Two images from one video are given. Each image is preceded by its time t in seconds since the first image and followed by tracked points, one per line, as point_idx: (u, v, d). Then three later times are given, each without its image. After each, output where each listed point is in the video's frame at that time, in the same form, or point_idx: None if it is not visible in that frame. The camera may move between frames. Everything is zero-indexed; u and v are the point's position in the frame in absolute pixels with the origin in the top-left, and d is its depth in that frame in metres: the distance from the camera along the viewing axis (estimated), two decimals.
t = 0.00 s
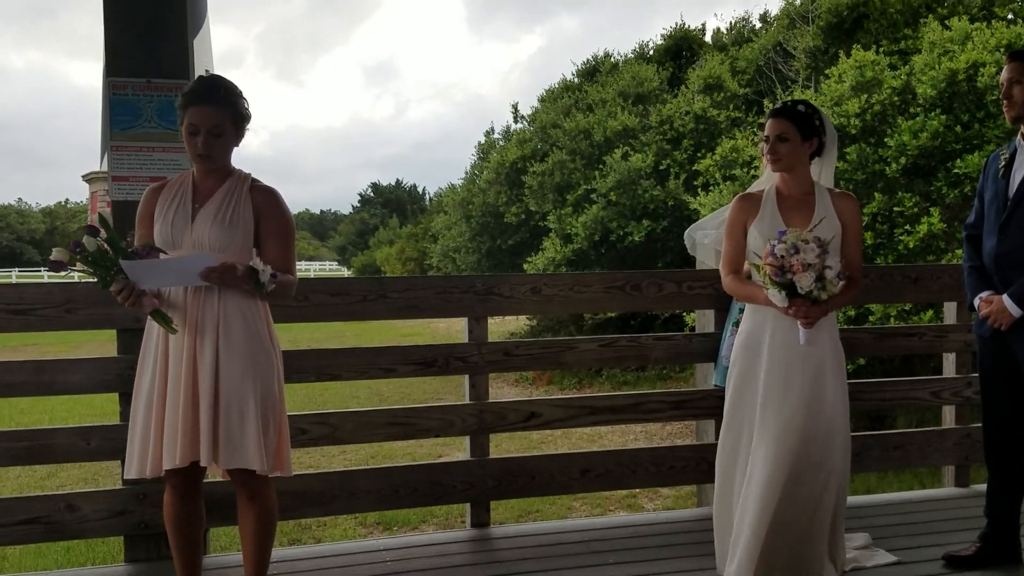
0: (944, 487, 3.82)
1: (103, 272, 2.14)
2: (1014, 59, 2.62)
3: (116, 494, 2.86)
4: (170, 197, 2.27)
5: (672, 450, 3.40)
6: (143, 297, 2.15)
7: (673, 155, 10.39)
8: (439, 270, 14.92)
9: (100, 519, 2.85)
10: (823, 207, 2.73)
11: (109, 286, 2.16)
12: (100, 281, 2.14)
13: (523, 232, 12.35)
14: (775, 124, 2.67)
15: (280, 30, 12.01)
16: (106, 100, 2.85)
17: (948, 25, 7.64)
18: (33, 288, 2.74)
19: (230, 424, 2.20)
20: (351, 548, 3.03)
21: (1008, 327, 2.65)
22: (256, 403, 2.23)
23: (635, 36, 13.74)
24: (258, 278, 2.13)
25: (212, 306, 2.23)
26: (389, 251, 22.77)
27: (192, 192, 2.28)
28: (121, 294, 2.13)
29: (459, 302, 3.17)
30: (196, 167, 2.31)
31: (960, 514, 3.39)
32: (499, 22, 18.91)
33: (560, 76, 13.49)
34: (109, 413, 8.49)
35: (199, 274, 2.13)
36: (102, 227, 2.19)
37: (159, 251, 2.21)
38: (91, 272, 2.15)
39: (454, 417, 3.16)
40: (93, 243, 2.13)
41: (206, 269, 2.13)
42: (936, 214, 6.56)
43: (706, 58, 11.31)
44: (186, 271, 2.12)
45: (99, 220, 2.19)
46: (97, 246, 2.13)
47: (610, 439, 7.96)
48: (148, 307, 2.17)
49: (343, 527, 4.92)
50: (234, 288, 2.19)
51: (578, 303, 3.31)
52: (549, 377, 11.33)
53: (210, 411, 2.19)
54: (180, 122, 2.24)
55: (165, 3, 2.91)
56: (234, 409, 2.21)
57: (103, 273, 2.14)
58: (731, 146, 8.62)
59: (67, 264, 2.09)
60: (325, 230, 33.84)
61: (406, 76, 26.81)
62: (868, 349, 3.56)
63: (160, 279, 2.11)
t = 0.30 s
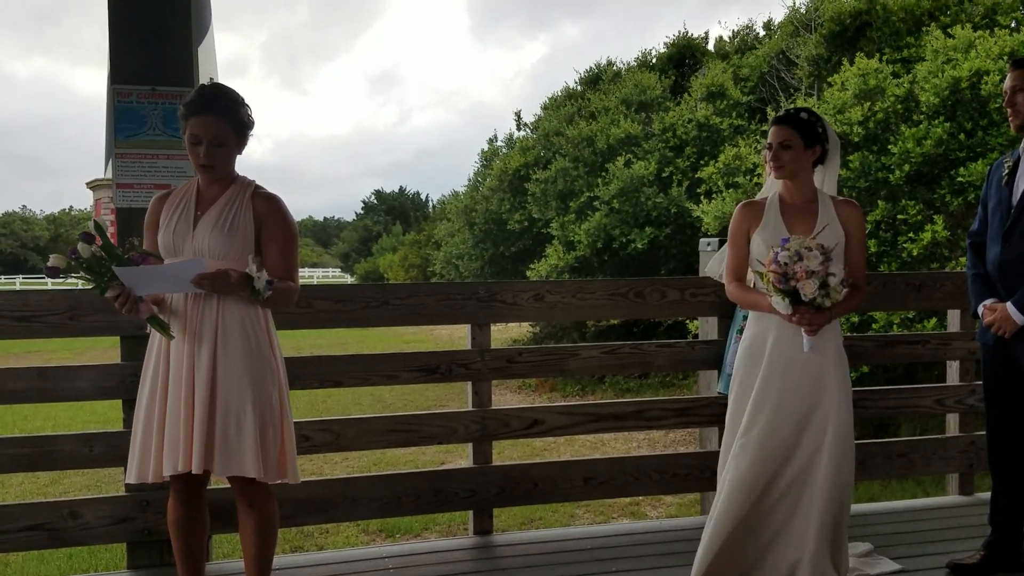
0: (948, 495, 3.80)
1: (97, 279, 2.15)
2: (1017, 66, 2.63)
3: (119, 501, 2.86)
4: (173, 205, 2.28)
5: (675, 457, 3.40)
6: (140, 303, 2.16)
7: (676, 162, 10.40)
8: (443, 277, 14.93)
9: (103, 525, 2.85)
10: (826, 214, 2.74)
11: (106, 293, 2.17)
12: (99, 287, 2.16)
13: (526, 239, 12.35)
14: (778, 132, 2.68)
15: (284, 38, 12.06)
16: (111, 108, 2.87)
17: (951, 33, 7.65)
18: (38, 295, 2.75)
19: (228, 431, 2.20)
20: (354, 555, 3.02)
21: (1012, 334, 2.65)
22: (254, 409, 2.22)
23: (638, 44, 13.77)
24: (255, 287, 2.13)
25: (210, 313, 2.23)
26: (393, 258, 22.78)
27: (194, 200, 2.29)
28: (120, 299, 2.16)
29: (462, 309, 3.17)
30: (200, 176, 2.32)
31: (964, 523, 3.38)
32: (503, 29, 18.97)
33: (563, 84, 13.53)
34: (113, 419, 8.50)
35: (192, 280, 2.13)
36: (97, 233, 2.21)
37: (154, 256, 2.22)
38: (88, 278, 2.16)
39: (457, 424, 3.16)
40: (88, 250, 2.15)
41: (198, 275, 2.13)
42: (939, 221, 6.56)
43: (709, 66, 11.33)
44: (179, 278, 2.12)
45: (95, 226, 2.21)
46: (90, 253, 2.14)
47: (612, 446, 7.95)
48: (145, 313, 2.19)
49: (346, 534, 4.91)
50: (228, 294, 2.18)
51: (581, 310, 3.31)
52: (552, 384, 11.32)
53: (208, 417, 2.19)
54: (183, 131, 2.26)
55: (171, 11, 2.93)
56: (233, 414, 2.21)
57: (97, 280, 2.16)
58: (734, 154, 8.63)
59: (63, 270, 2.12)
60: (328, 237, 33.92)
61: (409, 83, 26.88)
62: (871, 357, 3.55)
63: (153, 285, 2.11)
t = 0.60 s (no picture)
0: (952, 498, 3.80)
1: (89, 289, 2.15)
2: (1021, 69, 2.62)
3: (122, 503, 2.86)
4: (174, 208, 2.29)
5: (679, 460, 3.40)
6: (137, 310, 2.18)
7: (679, 165, 10.41)
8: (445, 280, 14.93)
9: (107, 527, 2.85)
10: (829, 217, 2.74)
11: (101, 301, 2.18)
12: (91, 296, 2.16)
13: (529, 242, 12.35)
14: (781, 134, 2.68)
15: (288, 41, 12.07)
16: (114, 111, 2.87)
17: (954, 35, 7.65)
18: (42, 298, 2.76)
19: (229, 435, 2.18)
20: (357, 557, 3.03)
21: (1016, 336, 2.64)
22: (253, 414, 2.22)
23: (640, 47, 13.77)
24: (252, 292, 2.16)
25: (209, 318, 2.23)
26: (395, 260, 22.78)
27: (195, 203, 2.30)
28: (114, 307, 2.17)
29: (465, 311, 3.18)
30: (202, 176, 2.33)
31: (968, 526, 3.37)
32: (506, 32, 19.00)
33: (565, 86, 13.54)
34: (116, 421, 8.50)
35: (182, 288, 2.14)
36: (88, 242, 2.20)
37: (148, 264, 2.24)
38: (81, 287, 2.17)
39: (460, 427, 3.16)
40: (81, 260, 2.13)
41: (187, 284, 2.14)
42: (943, 224, 6.56)
43: (712, 69, 11.35)
44: (171, 285, 2.14)
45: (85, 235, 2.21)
46: (80, 263, 2.13)
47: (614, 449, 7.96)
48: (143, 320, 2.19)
49: (349, 537, 4.91)
50: (222, 299, 2.20)
51: (583, 312, 3.31)
52: (554, 387, 11.31)
53: (208, 422, 2.19)
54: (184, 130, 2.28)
55: (175, 15, 2.94)
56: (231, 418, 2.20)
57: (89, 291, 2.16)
58: (737, 156, 8.63)
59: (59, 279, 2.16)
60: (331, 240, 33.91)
61: (412, 87, 26.91)
62: (875, 359, 3.54)
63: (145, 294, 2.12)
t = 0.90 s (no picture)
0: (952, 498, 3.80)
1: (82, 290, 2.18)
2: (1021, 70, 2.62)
3: (124, 503, 2.87)
4: (173, 209, 2.31)
5: (680, 460, 3.40)
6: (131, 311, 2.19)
7: (681, 165, 10.42)
8: (446, 280, 14.94)
9: (109, 528, 2.86)
10: (830, 218, 2.74)
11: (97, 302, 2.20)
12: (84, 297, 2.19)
13: (530, 243, 12.36)
14: (781, 135, 2.69)
15: (288, 41, 12.07)
16: (117, 112, 2.88)
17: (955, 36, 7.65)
18: (45, 299, 2.77)
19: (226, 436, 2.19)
20: (359, 558, 3.03)
21: (1016, 337, 2.64)
22: (250, 415, 2.23)
23: (641, 48, 13.78)
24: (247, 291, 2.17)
25: (205, 319, 2.24)
26: (397, 261, 22.79)
27: (194, 204, 2.31)
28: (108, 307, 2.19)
29: (466, 312, 3.18)
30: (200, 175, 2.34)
31: (969, 526, 3.37)
32: (508, 33, 19.03)
33: (566, 87, 13.55)
34: (117, 422, 8.52)
35: (170, 288, 2.15)
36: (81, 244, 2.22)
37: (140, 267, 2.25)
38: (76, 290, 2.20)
39: (461, 427, 3.16)
40: (73, 262, 2.16)
41: (173, 283, 2.14)
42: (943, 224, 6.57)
43: (713, 70, 11.35)
44: (162, 286, 2.14)
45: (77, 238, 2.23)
46: (73, 265, 2.16)
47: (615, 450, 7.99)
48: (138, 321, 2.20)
49: (350, 537, 4.92)
50: (213, 300, 2.20)
51: (584, 312, 3.31)
52: (556, 387, 11.32)
53: (205, 421, 2.21)
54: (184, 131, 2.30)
55: (176, 15, 2.94)
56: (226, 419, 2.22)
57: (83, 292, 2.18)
58: (738, 157, 8.63)
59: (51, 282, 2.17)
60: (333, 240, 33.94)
61: (413, 88, 26.91)
62: (876, 360, 3.55)
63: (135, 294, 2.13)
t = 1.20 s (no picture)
0: (954, 499, 3.80)
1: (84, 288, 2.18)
2: None
3: (126, 503, 2.87)
4: (174, 210, 2.31)
5: (682, 461, 3.40)
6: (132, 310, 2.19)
7: (683, 166, 10.44)
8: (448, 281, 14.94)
9: (111, 528, 2.86)
10: (831, 218, 2.74)
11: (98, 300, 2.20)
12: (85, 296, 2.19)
13: (532, 243, 12.37)
14: (782, 136, 2.69)
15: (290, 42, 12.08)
16: (119, 113, 2.88)
17: (957, 36, 7.64)
18: (48, 299, 2.77)
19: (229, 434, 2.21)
20: (361, 558, 3.04)
21: (1018, 338, 2.64)
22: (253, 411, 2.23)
23: (643, 49, 13.78)
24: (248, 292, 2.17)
25: (207, 319, 2.25)
26: (399, 262, 22.79)
27: (195, 204, 2.31)
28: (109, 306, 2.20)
29: (467, 313, 3.18)
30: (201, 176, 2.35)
31: (971, 527, 3.37)
32: (510, 33, 19.02)
33: (568, 88, 13.54)
34: (120, 422, 8.52)
35: (172, 287, 2.15)
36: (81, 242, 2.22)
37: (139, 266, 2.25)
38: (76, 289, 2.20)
39: (463, 428, 3.16)
40: (74, 260, 2.16)
41: (176, 282, 2.14)
42: (945, 225, 6.57)
43: (715, 70, 11.35)
44: (162, 286, 2.14)
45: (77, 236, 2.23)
46: (74, 263, 2.15)
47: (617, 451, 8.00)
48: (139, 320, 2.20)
49: (352, 537, 4.93)
50: (214, 298, 2.20)
51: (586, 313, 3.32)
52: (558, 388, 11.33)
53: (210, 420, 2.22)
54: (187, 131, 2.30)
55: (177, 15, 2.94)
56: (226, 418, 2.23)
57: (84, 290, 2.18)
58: (740, 157, 8.62)
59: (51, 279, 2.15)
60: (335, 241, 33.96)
61: (414, 88, 26.92)
62: (878, 360, 3.54)
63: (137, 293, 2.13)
